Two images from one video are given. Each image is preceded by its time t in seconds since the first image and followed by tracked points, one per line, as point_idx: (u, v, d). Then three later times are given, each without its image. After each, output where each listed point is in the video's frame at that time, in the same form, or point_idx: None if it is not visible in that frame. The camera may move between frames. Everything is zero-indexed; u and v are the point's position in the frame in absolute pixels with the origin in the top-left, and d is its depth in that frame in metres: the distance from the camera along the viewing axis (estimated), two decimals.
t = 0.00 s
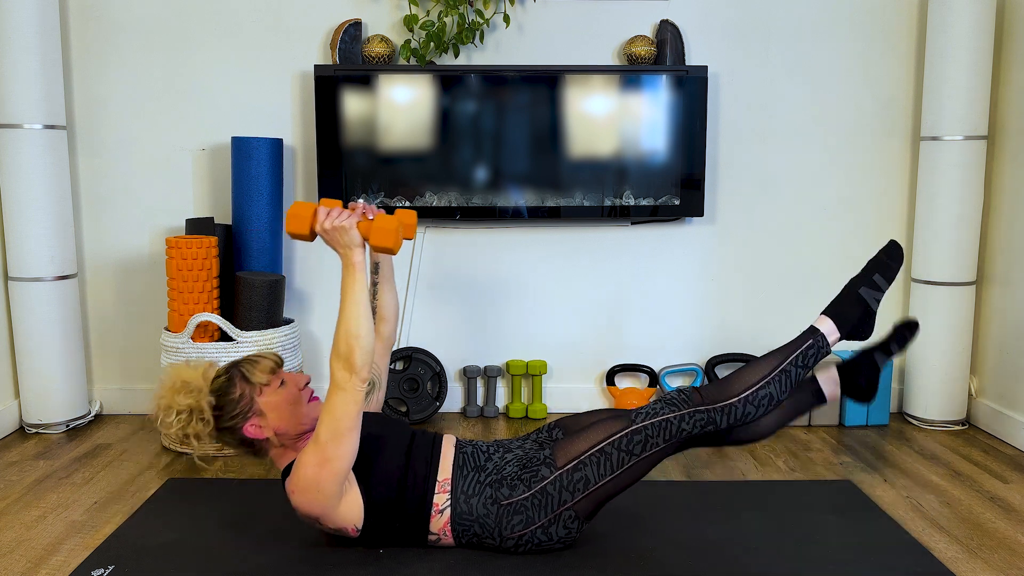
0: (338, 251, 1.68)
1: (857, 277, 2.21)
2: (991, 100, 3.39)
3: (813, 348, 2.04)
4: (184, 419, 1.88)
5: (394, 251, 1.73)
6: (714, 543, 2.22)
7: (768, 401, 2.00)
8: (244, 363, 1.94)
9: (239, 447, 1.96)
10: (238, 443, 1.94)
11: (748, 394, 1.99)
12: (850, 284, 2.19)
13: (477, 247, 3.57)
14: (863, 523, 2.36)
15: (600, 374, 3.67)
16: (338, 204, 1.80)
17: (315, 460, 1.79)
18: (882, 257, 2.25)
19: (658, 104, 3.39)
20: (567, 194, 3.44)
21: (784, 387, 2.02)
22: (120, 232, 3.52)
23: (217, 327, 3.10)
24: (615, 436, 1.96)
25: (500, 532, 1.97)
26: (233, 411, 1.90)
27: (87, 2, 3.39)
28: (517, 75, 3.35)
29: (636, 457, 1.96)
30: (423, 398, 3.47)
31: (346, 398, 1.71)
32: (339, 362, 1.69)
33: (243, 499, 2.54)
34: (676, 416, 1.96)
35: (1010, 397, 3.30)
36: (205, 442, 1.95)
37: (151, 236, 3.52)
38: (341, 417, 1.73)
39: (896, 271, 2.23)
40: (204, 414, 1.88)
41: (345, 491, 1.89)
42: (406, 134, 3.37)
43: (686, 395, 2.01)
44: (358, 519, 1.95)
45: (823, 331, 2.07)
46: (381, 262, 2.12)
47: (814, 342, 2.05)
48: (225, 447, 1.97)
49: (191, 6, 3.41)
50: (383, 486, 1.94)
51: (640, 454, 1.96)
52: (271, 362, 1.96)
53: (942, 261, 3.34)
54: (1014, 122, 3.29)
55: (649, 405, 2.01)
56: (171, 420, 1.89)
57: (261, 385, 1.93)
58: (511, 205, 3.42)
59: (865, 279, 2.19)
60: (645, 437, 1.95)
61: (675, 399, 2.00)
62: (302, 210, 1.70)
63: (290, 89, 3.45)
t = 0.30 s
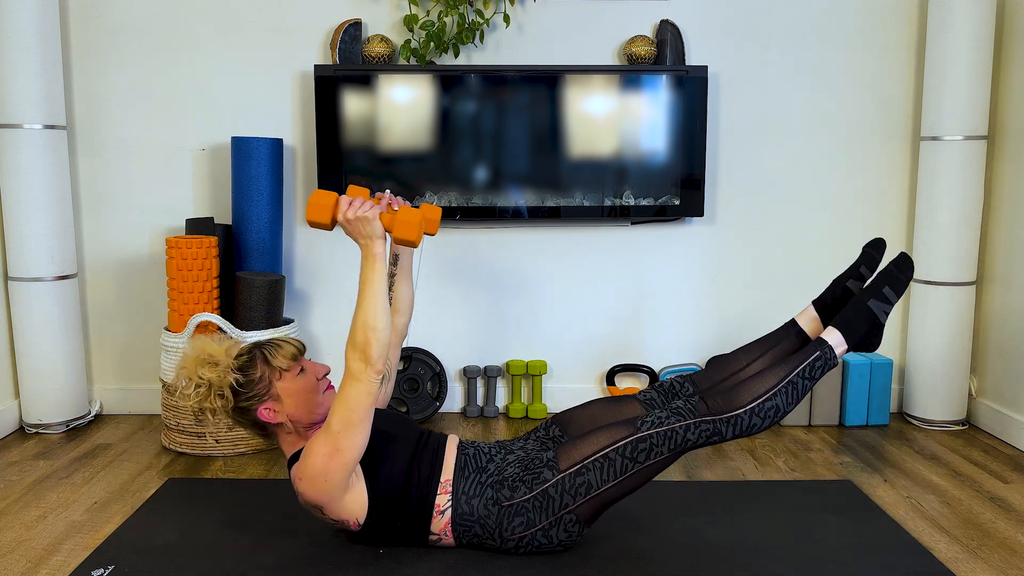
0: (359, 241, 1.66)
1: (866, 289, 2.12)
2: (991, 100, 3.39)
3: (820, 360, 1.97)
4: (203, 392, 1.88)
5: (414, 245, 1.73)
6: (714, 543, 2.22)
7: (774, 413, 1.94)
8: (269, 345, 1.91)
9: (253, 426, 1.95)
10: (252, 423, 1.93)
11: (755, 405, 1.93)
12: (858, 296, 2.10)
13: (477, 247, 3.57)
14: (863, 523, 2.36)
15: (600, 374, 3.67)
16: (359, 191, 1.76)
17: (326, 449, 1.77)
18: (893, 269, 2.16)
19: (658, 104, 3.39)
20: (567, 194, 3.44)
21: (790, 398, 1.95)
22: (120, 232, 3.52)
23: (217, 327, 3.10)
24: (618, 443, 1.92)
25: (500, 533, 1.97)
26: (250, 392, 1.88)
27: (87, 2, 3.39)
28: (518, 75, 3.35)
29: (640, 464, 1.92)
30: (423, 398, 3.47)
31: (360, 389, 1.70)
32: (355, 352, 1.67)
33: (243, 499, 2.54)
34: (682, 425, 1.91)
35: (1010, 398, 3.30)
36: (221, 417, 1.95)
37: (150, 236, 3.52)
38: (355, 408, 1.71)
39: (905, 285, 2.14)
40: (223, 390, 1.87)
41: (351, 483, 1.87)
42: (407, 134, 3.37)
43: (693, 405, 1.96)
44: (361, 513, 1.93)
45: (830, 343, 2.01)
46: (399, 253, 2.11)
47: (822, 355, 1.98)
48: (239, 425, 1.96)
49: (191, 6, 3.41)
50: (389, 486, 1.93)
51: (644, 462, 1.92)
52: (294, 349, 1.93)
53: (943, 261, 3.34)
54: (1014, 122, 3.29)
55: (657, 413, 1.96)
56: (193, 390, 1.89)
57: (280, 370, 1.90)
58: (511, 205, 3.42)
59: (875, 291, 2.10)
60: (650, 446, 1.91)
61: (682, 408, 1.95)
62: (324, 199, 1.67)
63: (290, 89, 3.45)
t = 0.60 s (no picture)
0: (359, 242, 1.66)
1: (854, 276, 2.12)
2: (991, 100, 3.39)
3: (813, 349, 1.98)
4: (210, 376, 1.88)
5: (416, 245, 1.71)
6: (714, 543, 2.22)
7: (769, 404, 1.94)
8: (280, 339, 1.90)
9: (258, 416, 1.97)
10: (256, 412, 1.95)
11: (750, 396, 1.93)
12: (847, 284, 2.10)
13: (477, 247, 3.57)
14: (863, 523, 2.36)
15: (600, 375, 3.67)
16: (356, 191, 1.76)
17: (326, 449, 1.77)
18: (880, 253, 2.15)
19: (658, 104, 3.39)
20: (567, 194, 3.44)
21: (784, 388, 1.96)
22: (120, 232, 3.52)
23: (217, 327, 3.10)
24: (616, 439, 1.92)
25: (500, 532, 1.97)
26: (253, 384, 1.88)
27: (87, 2, 3.39)
28: (518, 75, 3.35)
29: (638, 461, 1.92)
30: (423, 398, 3.47)
31: (361, 391, 1.70)
32: (355, 355, 1.66)
33: (243, 499, 2.53)
34: (679, 421, 1.92)
35: (1010, 397, 3.30)
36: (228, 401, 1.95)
37: (150, 236, 3.52)
38: (355, 410, 1.71)
39: (894, 269, 2.13)
40: (228, 378, 1.87)
41: (350, 483, 1.87)
42: (406, 133, 3.37)
43: (688, 399, 1.96)
44: (360, 513, 1.92)
45: (822, 332, 2.01)
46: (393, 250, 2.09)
47: (814, 343, 1.99)
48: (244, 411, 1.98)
49: (191, 6, 3.41)
50: (388, 485, 1.93)
51: (642, 458, 1.92)
52: (304, 347, 1.91)
53: (943, 261, 3.34)
54: (1014, 122, 3.28)
55: (653, 409, 1.96)
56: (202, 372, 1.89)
57: (286, 367, 1.89)
58: (511, 205, 3.42)
59: (863, 278, 2.10)
60: (648, 441, 1.91)
61: (677, 402, 1.95)
62: (323, 201, 1.67)
63: (290, 89, 3.45)
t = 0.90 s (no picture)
0: (356, 245, 1.67)
1: (856, 279, 2.12)
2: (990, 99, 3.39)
3: (814, 353, 1.99)
4: (207, 378, 1.89)
5: (414, 249, 1.71)
6: (714, 543, 2.22)
7: (770, 408, 1.94)
8: (277, 343, 1.92)
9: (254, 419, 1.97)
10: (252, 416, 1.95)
11: (751, 401, 1.93)
12: (848, 287, 2.10)
13: (477, 247, 3.57)
14: (863, 523, 2.36)
15: (600, 374, 3.67)
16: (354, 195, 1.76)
17: (322, 452, 1.77)
18: (881, 257, 2.15)
19: (658, 104, 3.39)
20: (567, 194, 3.44)
21: (785, 392, 1.96)
22: (120, 233, 3.52)
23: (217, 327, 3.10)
24: (617, 442, 1.92)
25: (500, 533, 1.97)
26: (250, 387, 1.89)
27: (87, 2, 3.39)
28: (517, 75, 3.35)
29: (639, 463, 1.92)
30: (423, 398, 3.47)
31: (357, 393, 1.70)
32: (352, 358, 1.66)
33: (243, 499, 2.53)
34: (679, 423, 1.92)
35: (1010, 397, 3.30)
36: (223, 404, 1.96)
37: (151, 236, 3.52)
38: (351, 412, 1.71)
39: (895, 273, 2.14)
40: (225, 381, 1.88)
41: (347, 486, 1.87)
42: (406, 134, 3.37)
43: (689, 401, 1.96)
44: (358, 516, 1.92)
45: (823, 335, 2.01)
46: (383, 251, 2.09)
47: (815, 347, 2.00)
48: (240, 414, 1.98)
49: (191, 6, 3.41)
50: (387, 487, 1.94)
51: (643, 461, 1.92)
52: (299, 352, 1.92)
53: (943, 261, 3.34)
54: (1014, 122, 3.28)
55: (654, 411, 1.96)
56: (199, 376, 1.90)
57: (282, 371, 1.91)
58: (511, 205, 3.42)
59: (866, 281, 2.10)
60: (648, 444, 1.91)
61: (678, 405, 1.95)
62: (321, 202, 1.68)
63: (290, 89, 3.45)
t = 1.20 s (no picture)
0: (347, 247, 1.67)
1: (858, 286, 2.13)
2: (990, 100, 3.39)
3: (816, 359, 1.99)
4: (200, 388, 1.88)
5: (404, 250, 1.72)
6: (715, 543, 2.22)
7: (772, 413, 1.94)
8: (269, 349, 1.92)
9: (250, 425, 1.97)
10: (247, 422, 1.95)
11: (752, 406, 1.93)
12: (851, 294, 2.10)
13: (477, 247, 3.57)
14: (863, 523, 2.36)
15: (600, 374, 3.67)
16: (345, 197, 1.77)
17: (318, 456, 1.77)
18: (884, 264, 2.17)
19: (658, 104, 3.39)
20: (567, 194, 3.44)
21: (786, 398, 1.96)
22: (120, 233, 3.52)
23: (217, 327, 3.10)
24: (619, 445, 1.92)
25: (500, 533, 1.97)
26: (245, 395, 1.89)
27: (87, 2, 3.39)
28: (517, 75, 3.35)
29: (640, 466, 1.92)
30: (423, 398, 3.47)
31: (351, 396, 1.70)
32: (345, 360, 1.67)
33: (243, 499, 2.53)
34: (681, 427, 1.91)
35: (1010, 398, 3.30)
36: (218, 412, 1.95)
37: (151, 236, 3.52)
38: (346, 415, 1.72)
39: (898, 281, 2.14)
40: (219, 390, 1.87)
41: (345, 489, 1.87)
42: (406, 134, 3.37)
43: (691, 406, 1.95)
44: (356, 519, 1.93)
45: (825, 342, 2.01)
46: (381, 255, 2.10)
47: (817, 352, 1.99)
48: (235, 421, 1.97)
49: (191, 6, 3.41)
50: (386, 489, 1.94)
51: (644, 463, 1.92)
52: (292, 355, 1.93)
53: (943, 261, 3.34)
54: (1014, 122, 3.28)
55: (656, 413, 1.95)
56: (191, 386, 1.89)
57: (277, 375, 1.90)
58: (511, 205, 3.42)
59: (868, 289, 2.10)
60: (650, 447, 1.91)
61: (680, 409, 1.94)
62: (311, 206, 1.68)
63: (290, 89, 3.45)
